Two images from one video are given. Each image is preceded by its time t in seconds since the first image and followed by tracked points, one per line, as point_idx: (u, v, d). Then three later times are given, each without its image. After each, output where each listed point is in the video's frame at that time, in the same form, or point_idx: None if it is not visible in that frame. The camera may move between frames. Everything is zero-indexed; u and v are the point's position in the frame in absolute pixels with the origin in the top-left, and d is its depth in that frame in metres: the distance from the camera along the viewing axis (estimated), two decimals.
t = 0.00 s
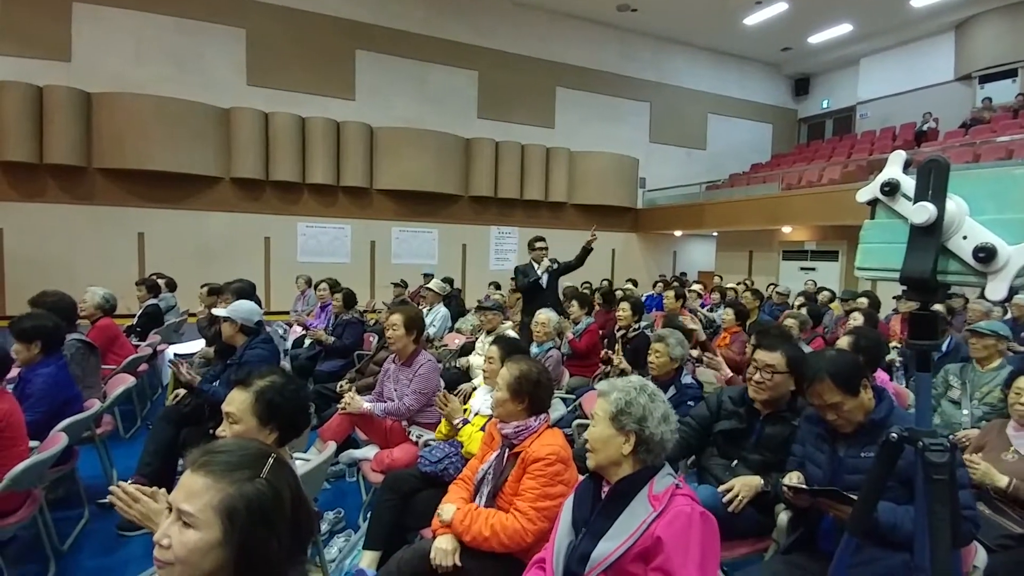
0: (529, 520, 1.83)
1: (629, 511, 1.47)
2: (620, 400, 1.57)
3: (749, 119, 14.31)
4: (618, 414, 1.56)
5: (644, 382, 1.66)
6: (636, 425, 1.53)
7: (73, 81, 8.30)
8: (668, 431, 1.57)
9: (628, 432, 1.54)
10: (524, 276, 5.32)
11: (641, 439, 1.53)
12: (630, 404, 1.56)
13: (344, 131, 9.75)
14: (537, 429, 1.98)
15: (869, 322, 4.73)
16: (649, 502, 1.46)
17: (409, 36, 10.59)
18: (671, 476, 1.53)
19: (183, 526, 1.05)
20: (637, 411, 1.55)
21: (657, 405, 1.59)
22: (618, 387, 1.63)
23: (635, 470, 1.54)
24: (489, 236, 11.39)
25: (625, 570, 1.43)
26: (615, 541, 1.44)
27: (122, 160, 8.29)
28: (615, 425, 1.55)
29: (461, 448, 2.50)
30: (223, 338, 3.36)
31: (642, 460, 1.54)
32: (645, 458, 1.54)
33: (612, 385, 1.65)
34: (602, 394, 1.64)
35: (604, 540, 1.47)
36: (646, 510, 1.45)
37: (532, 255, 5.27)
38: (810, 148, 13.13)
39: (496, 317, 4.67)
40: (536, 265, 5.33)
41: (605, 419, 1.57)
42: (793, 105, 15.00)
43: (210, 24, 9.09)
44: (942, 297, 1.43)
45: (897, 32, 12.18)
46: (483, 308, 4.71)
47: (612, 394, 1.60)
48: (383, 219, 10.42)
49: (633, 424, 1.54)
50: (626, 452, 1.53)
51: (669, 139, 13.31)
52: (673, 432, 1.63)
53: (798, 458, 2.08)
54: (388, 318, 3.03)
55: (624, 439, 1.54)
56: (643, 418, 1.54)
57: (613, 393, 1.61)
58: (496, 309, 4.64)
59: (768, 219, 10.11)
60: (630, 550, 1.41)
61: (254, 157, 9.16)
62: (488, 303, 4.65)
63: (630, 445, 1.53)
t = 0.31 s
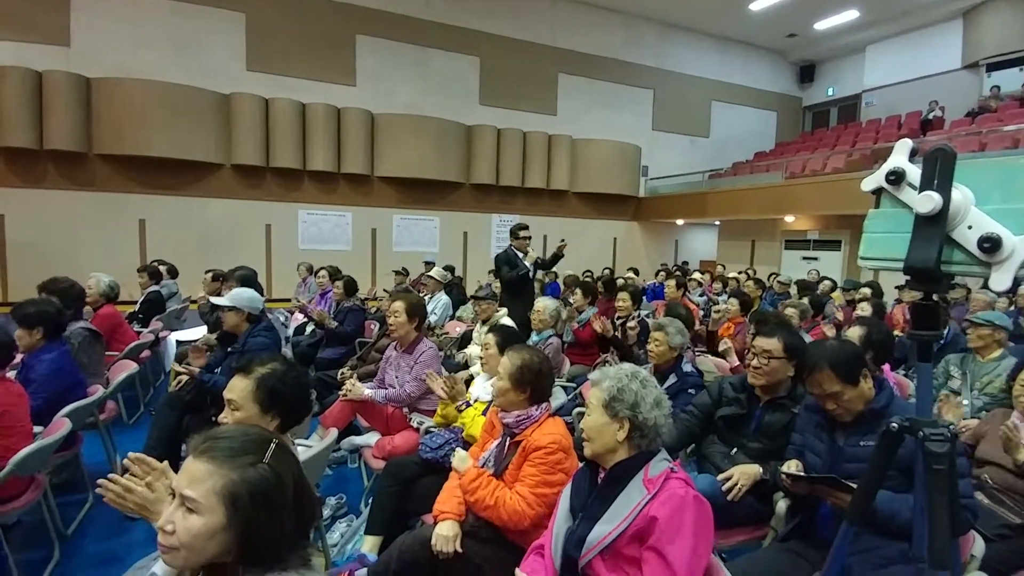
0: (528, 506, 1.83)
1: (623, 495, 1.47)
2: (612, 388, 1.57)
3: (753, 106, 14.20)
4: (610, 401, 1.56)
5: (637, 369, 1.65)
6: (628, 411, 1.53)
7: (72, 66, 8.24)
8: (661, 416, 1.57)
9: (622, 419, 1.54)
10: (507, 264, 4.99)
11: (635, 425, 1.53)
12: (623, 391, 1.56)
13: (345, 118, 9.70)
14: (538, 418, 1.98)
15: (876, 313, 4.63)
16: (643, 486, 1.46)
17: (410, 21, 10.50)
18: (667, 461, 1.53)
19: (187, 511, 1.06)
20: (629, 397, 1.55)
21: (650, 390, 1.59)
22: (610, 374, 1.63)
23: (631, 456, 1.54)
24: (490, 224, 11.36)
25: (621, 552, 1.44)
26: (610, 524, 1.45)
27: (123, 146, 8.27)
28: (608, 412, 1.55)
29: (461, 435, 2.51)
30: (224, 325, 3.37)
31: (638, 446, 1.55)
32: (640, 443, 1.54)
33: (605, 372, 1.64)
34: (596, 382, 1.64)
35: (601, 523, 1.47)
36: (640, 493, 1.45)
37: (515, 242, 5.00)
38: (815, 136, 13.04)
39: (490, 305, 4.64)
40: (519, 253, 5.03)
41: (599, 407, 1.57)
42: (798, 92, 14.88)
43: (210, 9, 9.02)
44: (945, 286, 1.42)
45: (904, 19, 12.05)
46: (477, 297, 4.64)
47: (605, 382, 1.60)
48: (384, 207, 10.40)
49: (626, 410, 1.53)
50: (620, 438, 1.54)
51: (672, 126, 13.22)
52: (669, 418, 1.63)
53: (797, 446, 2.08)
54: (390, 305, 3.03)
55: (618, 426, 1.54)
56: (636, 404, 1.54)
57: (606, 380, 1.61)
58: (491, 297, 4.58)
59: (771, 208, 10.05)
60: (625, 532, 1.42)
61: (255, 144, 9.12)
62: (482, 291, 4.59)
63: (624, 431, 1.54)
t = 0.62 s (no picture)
0: (529, 485, 1.84)
1: (627, 479, 1.46)
2: (620, 369, 1.56)
3: (762, 85, 14.00)
4: (618, 384, 1.54)
5: (645, 351, 1.64)
6: (636, 394, 1.52)
7: (79, 43, 8.15)
8: (668, 400, 1.56)
9: (629, 402, 1.53)
10: (502, 242, 4.99)
11: (642, 408, 1.53)
12: (631, 373, 1.54)
13: (349, 96, 9.60)
14: (538, 397, 1.98)
15: (884, 296, 4.59)
16: (648, 470, 1.45)
17: None
18: (672, 445, 1.52)
19: (190, 487, 1.05)
20: (637, 379, 1.54)
21: (658, 374, 1.58)
22: (617, 356, 1.61)
23: (636, 439, 1.54)
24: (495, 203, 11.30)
25: (625, 535, 1.43)
26: (614, 508, 1.45)
27: (127, 123, 8.22)
28: (615, 394, 1.54)
29: (463, 414, 2.51)
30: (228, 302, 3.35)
31: (643, 429, 1.54)
32: (645, 427, 1.54)
33: (613, 354, 1.63)
34: (602, 364, 1.63)
35: (604, 507, 1.47)
36: (645, 478, 1.44)
37: (502, 220, 4.98)
38: (824, 116, 12.87)
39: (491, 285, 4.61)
40: (507, 230, 5.04)
41: (605, 388, 1.56)
42: (807, 72, 14.64)
43: None
44: (957, 270, 1.39)
45: None
46: (478, 276, 4.62)
47: (612, 363, 1.59)
48: (388, 186, 10.34)
49: (633, 393, 1.53)
50: (626, 421, 1.53)
51: (680, 105, 13.05)
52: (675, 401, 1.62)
53: (801, 429, 2.08)
54: (399, 286, 3.03)
55: (625, 408, 1.53)
56: (643, 387, 1.53)
57: (614, 362, 1.59)
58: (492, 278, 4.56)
59: (778, 189, 9.95)
60: (629, 516, 1.42)
61: (258, 121, 9.05)
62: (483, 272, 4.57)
63: (631, 414, 1.53)
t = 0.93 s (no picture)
0: (538, 467, 1.85)
1: (640, 468, 1.46)
2: (635, 358, 1.55)
3: (777, 67, 13.76)
4: (632, 372, 1.53)
5: (660, 339, 1.63)
6: (650, 383, 1.52)
7: (89, 23, 8.14)
8: (683, 390, 1.56)
9: (642, 390, 1.53)
10: (501, 227, 4.97)
11: (656, 398, 1.53)
12: (647, 362, 1.53)
13: (358, 77, 9.55)
14: (545, 379, 1.98)
15: (898, 284, 4.54)
16: (661, 460, 1.45)
17: None
18: (683, 434, 1.52)
19: (202, 462, 1.07)
20: (653, 368, 1.53)
21: (674, 363, 1.57)
22: (632, 343, 1.60)
23: (648, 427, 1.54)
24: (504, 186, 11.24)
25: (636, 523, 1.44)
26: (624, 497, 1.45)
27: (137, 104, 8.24)
28: (629, 383, 1.53)
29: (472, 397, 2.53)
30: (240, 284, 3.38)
31: (656, 418, 1.55)
32: (658, 415, 1.54)
33: (627, 341, 1.62)
34: (617, 350, 1.62)
35: (615, 495, 1.48)
36: (658, 468, 1.44)
37: (498, 204, 4.97)
38: (840, 100, 12.65)
39: (506, 270, 4.59)
40: (504, 214, 5.04)
41: (619, 376, 1.56)
42: (824, 54, 14.36)
43: None
44: (972, 257, 1.37)
45: None
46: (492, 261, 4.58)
47: (627, 351, 1.58)
48: (397, 168, 10.31)
49: (648, 382, 1.52)
50: (639, 410, 1.53)
51: (693, 88, 12.87)
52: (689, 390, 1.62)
53: (809, 416, 2.07)
54: (412, 270, 3.03)
55: (638, 397, 1.53)
56: (659, 376, 1.52)
57: (628, 350, 1.58)
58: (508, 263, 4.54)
59: (791, 174, 9.83)
60: (641, 505, 1.42)
61: (268, 103, 9.04)
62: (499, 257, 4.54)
63: (644, 403, 1.53)
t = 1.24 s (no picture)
0: (549, 453, 1.86)
1: (651, 456, 1.46)
2: (649, 348, 1.53)
3: (798, 52, 13.48)
4: (645, 362, 1.52)
5: (674, 329, 1.61)
6: (663, 373, 1.51)
7: (108, 5, 8.17)
8: (696, 380, 1.55)
9: (655, 380, 1.52)
10: (495, 211, 4.90)
11: (669, 388, 1.52)
12: (659, 353, 1.52)
13: (373, 60, 9.52)
14: (559, 366, 1.98)
15: (919, 274, 4.46)
16: (672, 448, 1.45)
17: None
18: (696, 423, 1.52)
19: (218, 438, 1.09)
20: (666, 359, 1.52)
21: (687, 354, 1.56)
22: (646, 333, 1.59)
23: (660, 416, 1.54)
24: (519, 172, 11.19)
25: (646, 509, 1.44)
26: (635, 484, 1.45)
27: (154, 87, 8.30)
28: (642, 373, 1.53)
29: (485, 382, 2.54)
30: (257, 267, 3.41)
31: (668, 408, 1.54)
32: (670, 406, 1.54)
33: (641, 330, 1.60)
34: (630, 339, 1.61)
35: (626, 482, 1.48)
36: (669, 456, 1.44)
37: (493, 187, 4.90)
38: (863, 85, 12.38)
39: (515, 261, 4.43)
40: (499, 198, 4.94)
41: (631, 365, 1.55)
42: (847, 38, 14.04)
43: None
44: (997, 247, 1.34)
45: None
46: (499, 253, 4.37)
47: (640, 341, 1.57)
48: (411, 153, 10.29)
49: (660, 372, 1.51)
50: (651, 400, 1.53)
51: (712, 73, 12.66)
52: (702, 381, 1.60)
53: (824, 406, 2.05)
54: (423, 254, 3.04)
55: (650, 387, 1.53)
56: (672, 367, 1.51)
57: (641, 340, 1.57)
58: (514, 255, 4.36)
59: (811, 161, 9.66)
60: (652, 492, 1.42)
61: (283, 86, 9.05)
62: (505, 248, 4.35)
63: (657, 393, 1.53)
